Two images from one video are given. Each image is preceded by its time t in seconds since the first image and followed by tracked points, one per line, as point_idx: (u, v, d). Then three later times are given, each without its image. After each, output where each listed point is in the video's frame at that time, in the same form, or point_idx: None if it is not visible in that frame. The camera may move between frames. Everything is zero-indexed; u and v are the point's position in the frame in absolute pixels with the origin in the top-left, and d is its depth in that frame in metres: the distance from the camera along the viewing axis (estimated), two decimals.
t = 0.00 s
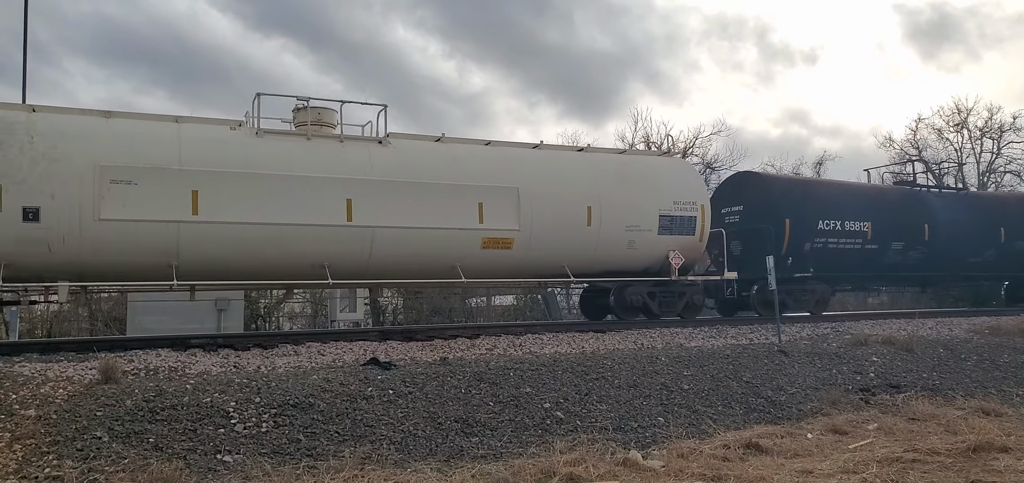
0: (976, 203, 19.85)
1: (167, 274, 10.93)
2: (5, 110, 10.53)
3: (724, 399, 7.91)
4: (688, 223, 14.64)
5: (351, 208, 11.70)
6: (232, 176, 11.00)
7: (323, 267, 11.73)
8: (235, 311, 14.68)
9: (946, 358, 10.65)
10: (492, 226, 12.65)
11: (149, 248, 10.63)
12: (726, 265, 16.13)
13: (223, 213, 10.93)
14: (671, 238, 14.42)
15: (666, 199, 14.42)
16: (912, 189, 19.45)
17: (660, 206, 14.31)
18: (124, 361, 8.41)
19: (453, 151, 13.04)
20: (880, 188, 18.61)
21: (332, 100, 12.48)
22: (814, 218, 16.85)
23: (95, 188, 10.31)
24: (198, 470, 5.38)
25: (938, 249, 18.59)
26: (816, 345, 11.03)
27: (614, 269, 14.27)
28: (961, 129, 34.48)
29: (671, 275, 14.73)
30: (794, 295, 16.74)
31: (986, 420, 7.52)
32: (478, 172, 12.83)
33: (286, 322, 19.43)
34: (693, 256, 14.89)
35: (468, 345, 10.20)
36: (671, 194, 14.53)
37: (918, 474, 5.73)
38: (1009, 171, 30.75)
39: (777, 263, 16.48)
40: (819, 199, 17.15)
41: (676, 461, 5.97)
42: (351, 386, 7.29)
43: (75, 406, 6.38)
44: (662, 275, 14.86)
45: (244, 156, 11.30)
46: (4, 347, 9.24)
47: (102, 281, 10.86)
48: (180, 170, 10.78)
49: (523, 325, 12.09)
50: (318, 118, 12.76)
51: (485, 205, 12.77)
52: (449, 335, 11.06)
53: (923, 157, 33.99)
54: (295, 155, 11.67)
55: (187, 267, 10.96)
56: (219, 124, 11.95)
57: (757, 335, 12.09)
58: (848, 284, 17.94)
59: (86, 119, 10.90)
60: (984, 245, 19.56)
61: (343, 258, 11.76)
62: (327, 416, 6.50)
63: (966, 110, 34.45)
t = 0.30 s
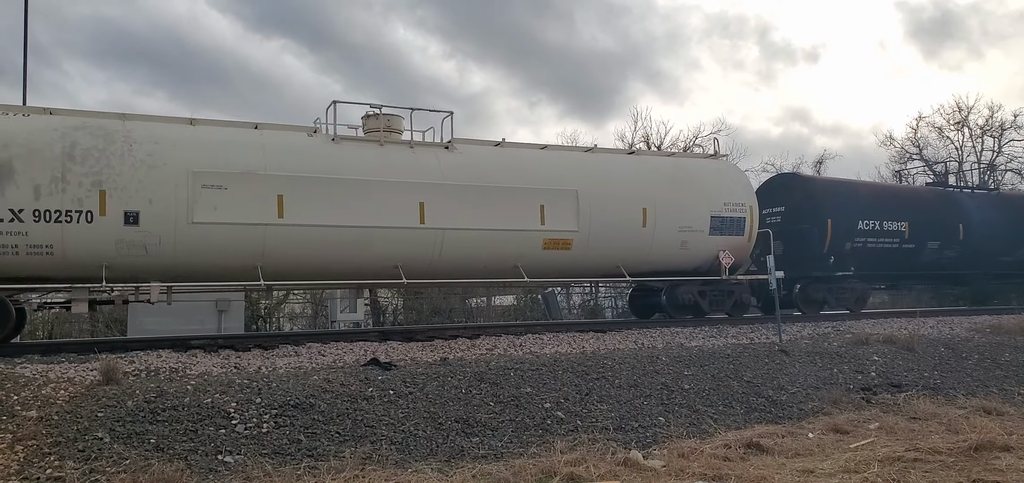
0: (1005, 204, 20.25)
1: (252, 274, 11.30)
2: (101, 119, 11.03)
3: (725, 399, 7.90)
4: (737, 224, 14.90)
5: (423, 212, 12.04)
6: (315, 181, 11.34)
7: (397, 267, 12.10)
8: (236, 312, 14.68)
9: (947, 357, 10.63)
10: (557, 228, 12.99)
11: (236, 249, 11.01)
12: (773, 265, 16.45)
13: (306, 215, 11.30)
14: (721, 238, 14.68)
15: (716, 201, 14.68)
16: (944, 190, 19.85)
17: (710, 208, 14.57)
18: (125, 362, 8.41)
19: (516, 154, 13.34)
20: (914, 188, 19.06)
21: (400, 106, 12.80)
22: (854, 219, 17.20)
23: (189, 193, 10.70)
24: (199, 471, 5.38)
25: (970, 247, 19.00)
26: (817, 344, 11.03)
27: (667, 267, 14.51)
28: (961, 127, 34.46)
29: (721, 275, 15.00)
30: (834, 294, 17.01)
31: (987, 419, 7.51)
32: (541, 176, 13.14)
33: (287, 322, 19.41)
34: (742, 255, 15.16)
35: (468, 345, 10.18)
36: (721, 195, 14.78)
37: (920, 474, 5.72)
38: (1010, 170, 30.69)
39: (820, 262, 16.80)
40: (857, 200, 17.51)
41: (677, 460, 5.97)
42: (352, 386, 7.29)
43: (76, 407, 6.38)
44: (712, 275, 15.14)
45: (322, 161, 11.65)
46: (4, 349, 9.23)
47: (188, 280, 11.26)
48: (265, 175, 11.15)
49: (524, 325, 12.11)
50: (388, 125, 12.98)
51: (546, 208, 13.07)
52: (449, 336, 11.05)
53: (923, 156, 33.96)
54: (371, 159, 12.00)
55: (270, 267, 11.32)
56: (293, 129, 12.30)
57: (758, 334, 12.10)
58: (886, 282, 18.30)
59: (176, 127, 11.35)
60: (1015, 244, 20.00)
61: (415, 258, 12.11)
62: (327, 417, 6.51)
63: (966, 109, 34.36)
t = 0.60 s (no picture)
0: None
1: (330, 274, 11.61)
2: (186, 125, 11.36)
3: (724, 399, 7.90)
4: (784, 225, 15.21)
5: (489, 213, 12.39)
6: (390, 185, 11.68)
7: (463, 268, 12.41)
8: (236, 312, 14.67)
9: (947, 357, 10.64)
10: (616, 229, 13.34)
11: (314, 251, 11.34)
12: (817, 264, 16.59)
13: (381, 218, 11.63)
14: (769, 239, 15.01)
15: (764, 202, 15.01)
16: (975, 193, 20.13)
17: (759, 209, 14.90)
18: (125, 362, 8.41)
19: (573, 159, 13.69)
20: (948, 191, 19.34)
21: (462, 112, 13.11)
22: (890, 220, 17.49)
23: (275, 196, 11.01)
24: (199, 471, 5.38)
25: (1001, 249, 19.27)
26: (816, 344, 11.04)
27: (718, 267, 14.80)
28: (961, 127, 34.45)
29: (767, 274, 15.32)
30: (873, 293, 17.21)
31: (987, 419, 7.52)
32: (598, 179, 13.49)
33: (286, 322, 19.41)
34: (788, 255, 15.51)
35: (468, 345, 10.18)
36: (768, 197, 15.11)
37: (919, 473, 5.72)
38: (1009, 171, 30.65)
39: (858, 262, 17.05)
40: (893, 202, 17.79)
41: (677, 460, 5.97)
42: (352, 386, 7.30)
43: (76, 407, 6.38)
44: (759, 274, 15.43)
45: (394, 165, 12.00)
46: (3, 349, 9.23)
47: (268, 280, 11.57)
48: (344, 179, 11.49)
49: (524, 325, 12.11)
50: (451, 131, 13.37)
51: (603, 209, 13.41)
52: (449, 336, 11.05)
53: (923, 156, 33.94)
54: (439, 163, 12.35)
55: (347, 268, 11.63)
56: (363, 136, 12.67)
57: (758, 334, 12.11)
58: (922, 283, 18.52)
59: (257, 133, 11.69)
60: None
61: (482, 259, 12.40)
62: (327, 417, 6.51)
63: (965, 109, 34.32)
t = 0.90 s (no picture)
0: None
1: (402, 272, 12.18)
2: (267, 131, 11.97)
3: (725, 399, 7.90)
4: (825, 226, 15.75)
5: (551, 215, 12.95)
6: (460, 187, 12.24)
7: (523, 267, 12.96)
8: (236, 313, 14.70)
9: (948, 357, 10.64)
10: (669, 229, 13.92)
11: (389, 250, 11.91)
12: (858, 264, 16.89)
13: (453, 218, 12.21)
14: (811, 240, 15.56)
15: (808, 204, 15.56)
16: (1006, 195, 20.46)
17: (802, 211, 15.45)
18: (125, 362, 8.41)
19: (627, 163, 14.24)
20: (981, 193, 19.64)
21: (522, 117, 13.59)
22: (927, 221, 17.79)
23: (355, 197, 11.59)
24: (199, 471, 5.38)
25: None
26: (817, 345, 11.03)
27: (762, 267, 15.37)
28: (961, 127, 34.45)
29: (809, 274, 15.89)
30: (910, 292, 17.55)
31: (987, 419, 7.52)
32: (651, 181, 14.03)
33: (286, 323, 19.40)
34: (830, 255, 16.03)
35: (468, 345, 10.18)
36: (811, 199, 15.65)
37: (919, 473, 5.73)
38: (1009, 171, 30.63)
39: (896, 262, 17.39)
40: (930, 203, 18.08)
41: (677, 460, 5.97)
42: (352, 386, 7.30)
43: (76, 407, 6.38)
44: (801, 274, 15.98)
45: (462, 168, 12.58)
46: (3, 350, 9.23)
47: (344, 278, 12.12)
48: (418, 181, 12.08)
49: (525, 325, 12.11)
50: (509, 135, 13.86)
51: (658, 211, 13.95)
52: (449, 336, 11.04)
53: (924, 156, 33.93)
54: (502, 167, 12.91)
55: (419, 266, 12.21)
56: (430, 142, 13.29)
57: (758, 335, 12.10)
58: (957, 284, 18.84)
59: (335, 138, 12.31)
60: None
61: (544, 258, 13.05)
62: (328, 416, 6.52)
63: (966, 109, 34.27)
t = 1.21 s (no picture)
0: None
1: (468, 272, 12.55)
2: (339, 136, 12.34)
3: (726, 398, 7.90)
4: (868, 225, 16.17)
5: (608, 216, 13.29)
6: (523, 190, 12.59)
7: (581, 266, 13.35)
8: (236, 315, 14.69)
9: (948, 355, 10.62)
10: (721, 229, 14.30)
11: (457, 250, 12.29)
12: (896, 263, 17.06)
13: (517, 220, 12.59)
14: (852, 240, 15.94)
15: (850, 204, 15.98)
16: None
17: (845, 211, 15.86)
18: (125, 364, 8.40)
19: (678, 164, 14.59)
20: (1005, 192, 19.92)
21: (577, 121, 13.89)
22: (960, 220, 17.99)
23: (428, 200, 11.96)
24: (200, 472, 5.37)
25: None
26: (817, 343, 11.00)
27: (805, 266, 15.77)
28: (960, 126, 34.42)
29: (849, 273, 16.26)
30: (941, 289, 17.81)
31: (988, 417, 7.52)
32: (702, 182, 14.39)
33: (285, 324, 19.38)
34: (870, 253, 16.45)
35: (469, 346, 10.17)
36: (853, 199, 16.06)
37: (920, 472, 5.72)
38: (1009, 169, 30.63)
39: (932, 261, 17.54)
40: (962, 202, 18.27)
41: (678, 460, 5.96)
42: (352, 387, 7.30)
43: (76, 409, 6.37)
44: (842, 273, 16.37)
45: (524, 171, 12.93)
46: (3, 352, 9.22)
47: (412, 278, 12.49)
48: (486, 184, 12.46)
49: (525, 325, 12.10)
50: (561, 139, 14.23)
51: (710, 212, 14.32)
52: (449, 336, 11.04)
53: (922, 154, 33.89)
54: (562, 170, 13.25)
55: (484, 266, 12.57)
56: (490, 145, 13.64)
57: (758, 334, 12.09)
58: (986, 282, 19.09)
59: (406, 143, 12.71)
60: None
61: (600, 258, 13.40)
62: (328, 417, 6.51)
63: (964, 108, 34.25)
